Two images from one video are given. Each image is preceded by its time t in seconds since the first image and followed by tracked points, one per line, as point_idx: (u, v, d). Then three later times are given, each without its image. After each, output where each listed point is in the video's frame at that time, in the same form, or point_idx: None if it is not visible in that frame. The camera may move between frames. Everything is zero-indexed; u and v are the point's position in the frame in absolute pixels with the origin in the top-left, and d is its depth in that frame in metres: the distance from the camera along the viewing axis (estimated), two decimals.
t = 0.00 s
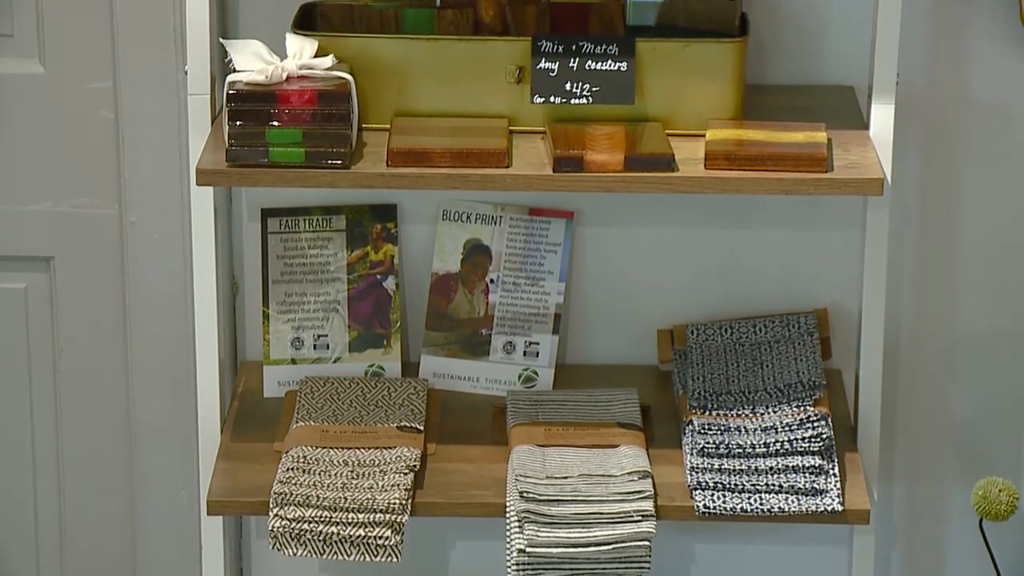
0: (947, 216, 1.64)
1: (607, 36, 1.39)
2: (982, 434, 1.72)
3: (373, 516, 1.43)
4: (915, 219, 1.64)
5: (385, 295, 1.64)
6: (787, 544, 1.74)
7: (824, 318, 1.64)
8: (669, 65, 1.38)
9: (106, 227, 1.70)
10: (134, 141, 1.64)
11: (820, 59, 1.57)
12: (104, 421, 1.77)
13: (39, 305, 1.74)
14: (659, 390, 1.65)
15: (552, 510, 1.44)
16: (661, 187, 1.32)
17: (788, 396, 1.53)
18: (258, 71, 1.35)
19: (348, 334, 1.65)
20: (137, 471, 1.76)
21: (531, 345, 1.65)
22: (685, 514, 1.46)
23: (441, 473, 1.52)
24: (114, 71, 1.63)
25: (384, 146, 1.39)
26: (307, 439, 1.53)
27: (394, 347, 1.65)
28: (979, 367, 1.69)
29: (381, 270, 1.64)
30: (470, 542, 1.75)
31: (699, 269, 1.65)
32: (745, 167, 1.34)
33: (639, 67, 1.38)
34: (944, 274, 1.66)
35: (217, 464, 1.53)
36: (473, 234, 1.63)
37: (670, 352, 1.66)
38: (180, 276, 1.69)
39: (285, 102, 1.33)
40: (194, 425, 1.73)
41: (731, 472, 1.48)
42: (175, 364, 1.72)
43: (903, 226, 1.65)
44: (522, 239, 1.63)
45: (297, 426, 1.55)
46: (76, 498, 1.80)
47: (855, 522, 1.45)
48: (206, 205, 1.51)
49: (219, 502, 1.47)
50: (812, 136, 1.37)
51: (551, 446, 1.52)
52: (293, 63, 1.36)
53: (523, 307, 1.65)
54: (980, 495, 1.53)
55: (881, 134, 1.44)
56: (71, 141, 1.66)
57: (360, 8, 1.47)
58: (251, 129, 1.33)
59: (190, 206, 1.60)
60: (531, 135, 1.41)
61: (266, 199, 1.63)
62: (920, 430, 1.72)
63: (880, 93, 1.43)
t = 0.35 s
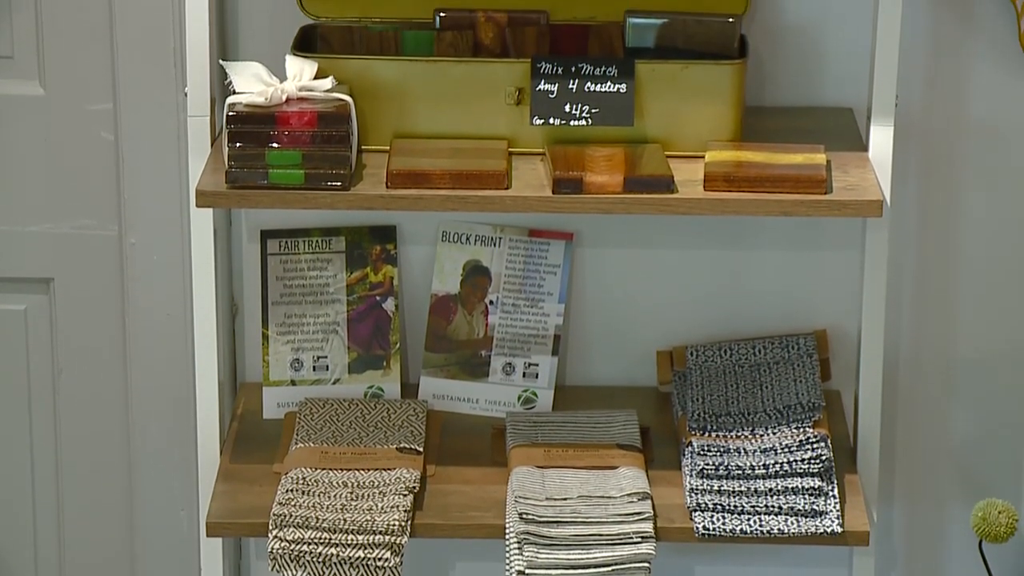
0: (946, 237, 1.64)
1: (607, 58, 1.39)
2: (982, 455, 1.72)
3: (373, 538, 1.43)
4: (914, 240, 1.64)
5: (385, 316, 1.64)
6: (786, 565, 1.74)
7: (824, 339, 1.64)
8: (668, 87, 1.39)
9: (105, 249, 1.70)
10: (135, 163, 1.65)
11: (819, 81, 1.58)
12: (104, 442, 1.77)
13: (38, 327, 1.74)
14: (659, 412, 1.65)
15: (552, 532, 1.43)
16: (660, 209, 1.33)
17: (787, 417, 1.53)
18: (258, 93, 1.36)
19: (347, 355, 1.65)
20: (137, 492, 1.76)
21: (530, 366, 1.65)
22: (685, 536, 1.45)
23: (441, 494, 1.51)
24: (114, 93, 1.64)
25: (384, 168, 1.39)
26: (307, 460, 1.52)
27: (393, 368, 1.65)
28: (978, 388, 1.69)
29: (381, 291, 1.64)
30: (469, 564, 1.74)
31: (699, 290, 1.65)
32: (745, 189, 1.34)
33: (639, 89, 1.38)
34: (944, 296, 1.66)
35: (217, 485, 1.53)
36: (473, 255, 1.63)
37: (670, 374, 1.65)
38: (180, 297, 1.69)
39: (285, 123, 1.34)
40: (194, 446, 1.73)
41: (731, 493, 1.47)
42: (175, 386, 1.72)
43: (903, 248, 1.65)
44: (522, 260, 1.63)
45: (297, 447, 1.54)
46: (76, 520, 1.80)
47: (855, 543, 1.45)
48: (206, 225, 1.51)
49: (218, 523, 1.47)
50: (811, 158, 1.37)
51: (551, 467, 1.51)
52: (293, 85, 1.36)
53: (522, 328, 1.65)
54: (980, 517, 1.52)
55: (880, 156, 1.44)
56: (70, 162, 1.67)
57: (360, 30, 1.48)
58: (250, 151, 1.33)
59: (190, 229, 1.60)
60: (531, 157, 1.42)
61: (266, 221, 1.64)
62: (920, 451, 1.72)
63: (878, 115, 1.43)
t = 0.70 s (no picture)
0: (946, 257, 1.64)
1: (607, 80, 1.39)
2: (982, 476, 1.71)
3: (373, 559, 1.42)
4: (913, 262, 1.64)
5: (385, 338, 1.64)
6: None
7: (824, 361, 1.64)
8: (669, 109, 1.39)
9: (106, 270, 1.70)
10: (136, 186, 1.65)
11: (818, 102, 1.58)
12: (104, 464, 1.76)
13: (39, 349, 1.74)
14: (659, 433, 1.65)
15: (552, 554, 1.42)
16: (660, 231, 1.33)
17: (787, 439, 1.53)
18: (258, 116, 1.36)
19: (347, 377, 1.64)
20: (137, 514, 1.76)
21: (531, 388, 1.65)
22: (685, 558, 1.45)
23: (441, 516, 1.51)
24: (114, 115, 1.64)
25: (384, 189, 1.39)
26: (307, 481, 1.52)
27: (393, 390, 1.65)
28: (978, 410, 1.69)
29: (381, 312, 1.64)
30: None
31: (698, 312, 1.65)
32: (745, 211, 1.35)
33: (639, 111, 1.39)
34: (944, 317, 1.66)
35: (217, 507, 1.52)
36: (473, 277, 1.63)
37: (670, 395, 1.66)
38: (180, 318, 1.69)
39: (285, 144, 1.34)
40: (194, 468, 1.73)
41: (731, 515, 1.46)
42: (176, 407, 1.72)
43: (903, 268, 1.65)
44: (522, 282, 1.63)
45: (297, 469, 1.54)
46: (76, 542, 1.79)
47: (856, 565, 1.44)
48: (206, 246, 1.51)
49: (218, 545, 1.46)
50: (812, 179, 1.37)
51: (551, 489, 1.51)
52: (293, 107, 1.36)
53: (523, 350, 1.65)
54: (980, 538, 1.52)
55: (878, 177, 1.44)
56: (71, 184, 1.67)
57: (361, 52, 1.48)
58: (251, 173, 1.33)
59: (190, 250, 1.60)
60: (531, 178, 1.42)
61: (267, 243, 1.64)
62: (920, 473, 1.72)
63: (878, 136, 1.43)
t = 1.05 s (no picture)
0: (946, 282, 1.64)
1: (607, 104, 1.39)
2: (983, 501, 1.71)
3: None
4: (913, 287, 1.64)
5: (385, 362, 1.64)
6: None
7: (824, 386, 1.64)
8: (668, 133, 1.39)
9: (106, 296, 1.70)
10: (136, 211, 1.65)
11: (818, 126, 1.58)
12: (104, 490, 1.76)
13: (39, 374, 1.74)
14: (658, 457, 1.64)
15: None
16: (660, 255, 1.33)
17: (787, 463, 1.52)
18: (258, 141, 1.37)
19: (347, 402, 1.64)
20: (136, 540, 1.75)
21: (530, 412, 1.65)
22: None
23: (441, 540, 1.50)
24: (114, 140, 1.64)
25: (384, 214, 1.39)
26: (307, 506, 1.52)
27: (393, 414, 1.65)
28: (978, 435, 1.69)
29: (381, 336, 1.64)
30: None
31: (698, 337, 1.65)
32: (744, 236, 1.35)
33: (639, 135, 1.39)
34: (943, 342, 1.66)
35: (216, 532, 1.52)
36: (473, 301, 1.63)
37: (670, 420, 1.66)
38: (180, 343, 1.69)
39: (285, 169, 1.34)
40: (194, 493, 1.73)
41: (731, 539, 1.46)
42: (176, 432, 1.71)
43: (902, 292, 1.65)
44: (522, 306, 1.63)
45: (297, 493, 1.54)
46: (75, 568, 1.79)
47: None
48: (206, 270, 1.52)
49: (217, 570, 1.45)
50: (810, 205, 1.37)
51: (551, 513, 1.51)
52: (293, 132, 1.37)
53: (522, 375, 1.64)
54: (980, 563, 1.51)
55: (876, 203, 1.44)
56: (70, 209, 1.67)
57: (362, 77, 1.49)
58: (251, 198, 1.33)
59: (190, 275, 1.60)
60: (531, 203, 1.42)
61: (267, 267, 1.64)
62: (920, 498, 1.71)
63: (877, 160, 1.43)
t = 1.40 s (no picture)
0: (945, 309, 1.64)
1: (606, 131, 1.40)
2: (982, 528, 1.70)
3: None
4: (912, 314, 1.64)
5: (384, 389, 1.64)
6: None
7: (823, 413, 1.64)
8: (667, 160, 1.39)
9: (106, 323, 1.70)
10: (136, 238, 1.65)
11: (817, 153, 1.59)
12: (103, 516, 1.76)
13: (39, 400, 1.74)
14: (658, 484, 1.64)
15: None
16: (659, 282, 1.33)
17: (787, 490, 1.52)
18: (258, 167, 1.37)
19: (347, 429, 1.64)
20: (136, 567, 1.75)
21: (530, 439, 1.65)
22: None
23: (440, 568, 1.50)
24: (115, 167, 1.65)
25: (383, 241, 1.39)
26: (307, 533, 1.51)
27: (393, 441, 1.65)
28: (977, 461, 1.68)
29: (380, 363, 1.63)
30: None
31: (698, 363, 1.65)
32: (744, 263, 1.35)
33: (638, 162, 1.39)
34: (943, 369, 1.66)
35: (216, 559, 1.51)
36: (473, 327, 1.63)
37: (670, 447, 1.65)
38: (180, 370, 1.69)
39: (285, 197, 1.34)
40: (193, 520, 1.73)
41: (731, 567, 1.45)
42: (175, 459, 1.71)
43: (902, 318, 1.65)
44: (521, 333, 1.63)
45: (296, 521, 1.53)
46: None
47: None
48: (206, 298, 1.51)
49: None
50: (810, 231, 1.37)
51: (550, 541, 1.50)
52: (293, 158, 1.36)
53: (522, 402, 1.64)
54: None
55: (876, 230, 1.43)
56: (71, 236, 1.67)
57: (361, 104, 1.49)
58: (251, 226, 1.33)
59: (190, 302, 1.60)
60: (531, 230, 1.42)
61: (267, 294, 1.64)
62: (920, 524, 1.71)
63: (876, 190, 1.43)
